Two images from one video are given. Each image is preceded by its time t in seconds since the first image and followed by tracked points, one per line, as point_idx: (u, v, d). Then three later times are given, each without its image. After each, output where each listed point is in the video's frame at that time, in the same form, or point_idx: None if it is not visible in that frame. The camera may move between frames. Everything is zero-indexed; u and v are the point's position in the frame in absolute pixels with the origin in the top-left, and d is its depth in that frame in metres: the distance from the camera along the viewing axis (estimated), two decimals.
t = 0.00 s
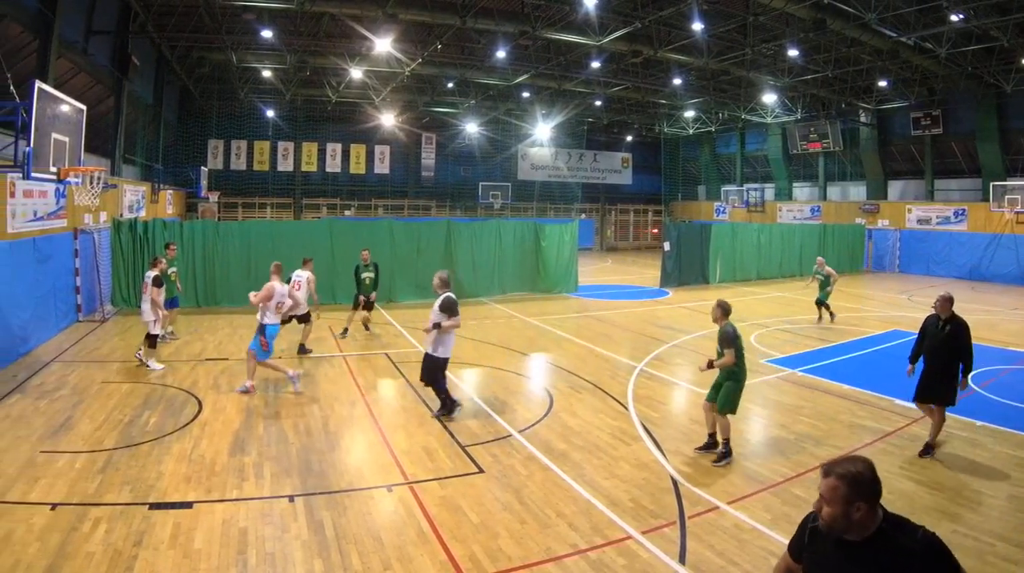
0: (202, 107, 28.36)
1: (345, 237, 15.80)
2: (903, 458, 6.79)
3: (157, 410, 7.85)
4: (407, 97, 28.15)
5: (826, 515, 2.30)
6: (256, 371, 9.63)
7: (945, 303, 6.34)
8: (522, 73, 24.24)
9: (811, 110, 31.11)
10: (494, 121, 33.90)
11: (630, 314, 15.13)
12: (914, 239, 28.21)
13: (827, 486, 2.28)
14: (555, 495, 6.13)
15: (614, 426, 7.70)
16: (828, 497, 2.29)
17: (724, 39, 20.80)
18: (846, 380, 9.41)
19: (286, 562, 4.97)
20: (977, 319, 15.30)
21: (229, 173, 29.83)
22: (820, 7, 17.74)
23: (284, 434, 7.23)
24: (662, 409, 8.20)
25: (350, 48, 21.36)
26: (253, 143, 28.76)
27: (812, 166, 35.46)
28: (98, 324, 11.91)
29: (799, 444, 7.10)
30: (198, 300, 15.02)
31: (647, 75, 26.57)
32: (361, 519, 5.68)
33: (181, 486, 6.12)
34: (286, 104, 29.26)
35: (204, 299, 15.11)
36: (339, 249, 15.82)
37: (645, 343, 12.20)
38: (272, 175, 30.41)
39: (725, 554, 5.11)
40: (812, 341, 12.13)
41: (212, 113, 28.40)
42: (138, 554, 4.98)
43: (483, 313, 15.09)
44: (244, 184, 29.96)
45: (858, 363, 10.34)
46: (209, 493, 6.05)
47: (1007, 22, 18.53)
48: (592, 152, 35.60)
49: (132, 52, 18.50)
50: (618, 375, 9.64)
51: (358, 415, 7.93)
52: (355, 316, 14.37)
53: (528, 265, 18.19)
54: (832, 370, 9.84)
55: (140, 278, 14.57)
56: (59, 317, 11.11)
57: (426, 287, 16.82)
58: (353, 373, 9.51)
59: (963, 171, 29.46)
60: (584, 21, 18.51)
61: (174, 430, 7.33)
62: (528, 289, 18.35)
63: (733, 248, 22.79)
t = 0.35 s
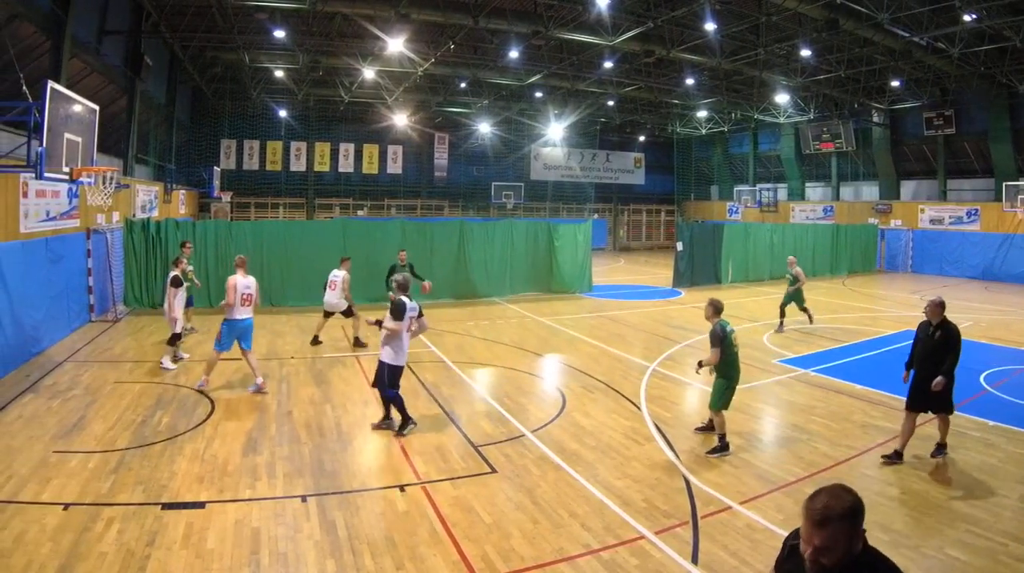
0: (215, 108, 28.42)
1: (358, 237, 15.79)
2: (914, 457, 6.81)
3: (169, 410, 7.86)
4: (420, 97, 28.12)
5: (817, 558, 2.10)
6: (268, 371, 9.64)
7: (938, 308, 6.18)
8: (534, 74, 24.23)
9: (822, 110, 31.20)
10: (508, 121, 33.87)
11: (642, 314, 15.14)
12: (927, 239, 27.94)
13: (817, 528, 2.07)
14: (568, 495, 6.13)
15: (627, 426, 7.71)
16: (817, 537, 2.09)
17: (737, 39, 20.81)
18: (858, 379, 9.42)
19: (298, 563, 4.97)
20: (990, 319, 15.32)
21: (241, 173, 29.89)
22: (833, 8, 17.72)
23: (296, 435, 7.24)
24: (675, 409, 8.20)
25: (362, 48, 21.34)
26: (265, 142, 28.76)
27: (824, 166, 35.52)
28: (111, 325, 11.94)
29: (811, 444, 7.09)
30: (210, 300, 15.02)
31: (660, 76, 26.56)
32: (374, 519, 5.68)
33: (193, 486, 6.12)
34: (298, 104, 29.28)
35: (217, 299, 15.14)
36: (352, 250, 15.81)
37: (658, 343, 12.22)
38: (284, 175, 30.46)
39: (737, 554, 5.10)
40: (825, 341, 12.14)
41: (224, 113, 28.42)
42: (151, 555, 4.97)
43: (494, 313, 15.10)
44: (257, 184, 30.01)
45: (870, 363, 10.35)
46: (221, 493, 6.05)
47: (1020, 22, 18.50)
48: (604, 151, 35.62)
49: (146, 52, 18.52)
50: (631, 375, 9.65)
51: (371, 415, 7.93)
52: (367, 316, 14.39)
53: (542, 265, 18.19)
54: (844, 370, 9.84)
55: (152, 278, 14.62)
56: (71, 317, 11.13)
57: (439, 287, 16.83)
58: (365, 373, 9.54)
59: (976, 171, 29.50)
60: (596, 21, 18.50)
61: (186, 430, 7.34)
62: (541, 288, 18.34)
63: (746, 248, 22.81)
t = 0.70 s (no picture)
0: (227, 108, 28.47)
1: (371, 236, 15.82)
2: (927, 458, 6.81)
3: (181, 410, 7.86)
4: (432, 97, 28.11)
5: None
6: (280, 371, 9.64)
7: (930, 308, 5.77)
8: (547, 74, 24.23)
9: (835, 110, 31.28)
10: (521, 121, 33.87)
11: (654, 314, 15.15)
12: (938, 239, 27.99)
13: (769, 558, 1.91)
14: (580, 495, 6.13)
15: (639, 426, 7.71)
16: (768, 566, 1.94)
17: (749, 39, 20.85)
18: (870, 379, 9.43)
19: (311, 563, 4.96)
20: (1002, 319, 15.33)
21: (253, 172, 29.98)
22: (846, 8, 17.73)
23: (309, 434, 7.24)
24: (688, 409, 8.20)
25: (375, 47, 21.36)
26: (278, 143, 28.78)
27: (836, 166, 35.52)
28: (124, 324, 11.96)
29: (823, 444, 7.09)
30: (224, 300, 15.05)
31: (672, 75, 26.59)
32: (386, 519, 5.68)
33: (206, 487, 6.12)
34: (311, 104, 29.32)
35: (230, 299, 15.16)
36: (365, 249, 15.84)
37: (670, 344, 12.24)
38: (297, 175, 30.51)
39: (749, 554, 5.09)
40: (837, 341, 12.14)
41: (237, 113, 28.47)
42: (163, 554, 4.97)
43: (506, 312, 15.12)
44: (270, 185, 30.12)
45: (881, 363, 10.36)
46: (234, 493, 6.05)
47: None
48: (616, 151, 35.60)
49: (158, 53, 18.56)
50: (644, 375, 9.65)
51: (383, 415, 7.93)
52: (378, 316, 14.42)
53: (555, 265, 18.18)
54: (856, 370, 9.86)
55: (165, 278, 14.67)
56: (84, 317, 11.17)
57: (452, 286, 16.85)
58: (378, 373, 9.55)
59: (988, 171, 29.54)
60: (609, 21, 18.52)
61: (198, 430, 7.34)
62: (555, 287, 18.32)
63: (759, 248, 22.84)
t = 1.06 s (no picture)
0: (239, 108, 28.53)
1: (382, 236, 15.86)
2: (938, 458, 6.81)
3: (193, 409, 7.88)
4: (445, 97, 28.11)
5: None
6: (292, 371, 9.66)
7: (934, 312, 5.47)
8: (558, 74, 24.23)
9: (847, 109, 31.36)
10: (533, 121, 33.91)
11: (666, 314, 15.16)
12: (950, 239, 27.76)
13: None
14: (592, 495, 6.13)
15: (652, 426, 7.71)
16: None
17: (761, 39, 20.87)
18: (881, 379, 9.45)
19: (322, 563, 4.95)
20: (1013, 319, 15.31)
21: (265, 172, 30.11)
22: (858, 8, 17.72)
23: (321, 434, 7.25)
24: (700, 409, 8.20)
25: (386, 47, 21.39)
26: (289, 143, 28.81)
27: (848, 165, 35.51)
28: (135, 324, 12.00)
29: (835, 444, 7.10)
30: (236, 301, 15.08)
31: (683, 76, 26.61)
32: (398, 518, 5.68)
33: (218, 486, 6.12)
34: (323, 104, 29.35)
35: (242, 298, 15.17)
36: (376, 249, 15.87)
37: (682, 344, 12.26)
38: (309, 175, 30.57)
39: (761, 554, 5.08)
40: (849, 340, 12.14)
41: (249, 113, 28.51)
42: (175, 555, 4.96)
43: (517, 312, 15.13)
44: (281, 185, 30.40)
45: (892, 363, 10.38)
46: (245, 493, 6.05)
47: None
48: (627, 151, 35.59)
49: (171, 52, 18.58)
50: (657, 375, 9.66)
51: (396, 415, 7.94)
52: (390, 316, 14.45)
53: (568, 265, 18.15)
54: (868, 370, 9.87)
55: (177, 278, 14.70)
56: (96, 318, 11.20)
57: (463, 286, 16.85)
58: (389, 373, 9.56)
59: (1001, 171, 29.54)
60: (621, 21, 18.52)
61: (210, 430, 7.34)
62: (569, 287, 18.27)
63: (771, 248, 22.86)
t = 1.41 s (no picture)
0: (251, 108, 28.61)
1: (395, 237, 15.90)
2: (951, 458, 6.81)
3: (205, 410, 7.88)
4: (457, 97, 28.14)
5: None
6: (305, 371, 9.68)
7: (946, 314, 5.46)
8: (571, 73, 24.26)
9: (860, 110, 31.37)
10: (545, 121, 33.97)
11: (678, 313, 15.17)
12: (963, 239, 27.82)
13: None
14: (605, 495, 6.12)
15: (665, 426, 7.72)
16: None
17: (772, 39, 20.93)
18: (894, 379, 9.47)
19: (335, 563, 4.94)
20: None
21: (279, 172, 30.21)
22: (870, 8, 17.72)
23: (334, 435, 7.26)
24: (713, 409, 8.21)
25: (399, 47, 21.44)
26: (302, 143, 28.85)
27: (862, 166, 35.52)
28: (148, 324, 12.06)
29: (848, 444, 7.10)
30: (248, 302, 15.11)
31: (696, 76, 26.59)
32: (411, 519, 5.67)
33: (231, 487, 6.11)
34: (335, 105, 29.39)
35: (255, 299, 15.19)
36: (389, 249, 15.91)
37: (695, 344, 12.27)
38: (322, 175, 30.64)
39: (774, 554, 5.07)
40: (862, 340, 12.14)
41: (262, 113, 28.63)
42: (188, 554, 4.95)
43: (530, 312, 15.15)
44: (294, 185, 30.48)
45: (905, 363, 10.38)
46: (258, 493, 6.04)
47: None
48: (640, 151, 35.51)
49: (183, 53, 18.63)
50: (670, 375, 9.68)
51: (408, 415, 7.96)
52: (402, 316, 14.48)
53: (582, 265, 18.13)
54: (880, 370, 9.89)
55: (189, 278, 14.74)
56: (108, 318, 11.24)
57: (476, 286, 16.86)
58: (402, 373, 9.58)
59: (1012, 171, 29.49)
60: (633, 21, 18.56)
61: (222, 430, 7.34)
62: (582, 287, 18.26)
63: (783, 248, 22.87)
